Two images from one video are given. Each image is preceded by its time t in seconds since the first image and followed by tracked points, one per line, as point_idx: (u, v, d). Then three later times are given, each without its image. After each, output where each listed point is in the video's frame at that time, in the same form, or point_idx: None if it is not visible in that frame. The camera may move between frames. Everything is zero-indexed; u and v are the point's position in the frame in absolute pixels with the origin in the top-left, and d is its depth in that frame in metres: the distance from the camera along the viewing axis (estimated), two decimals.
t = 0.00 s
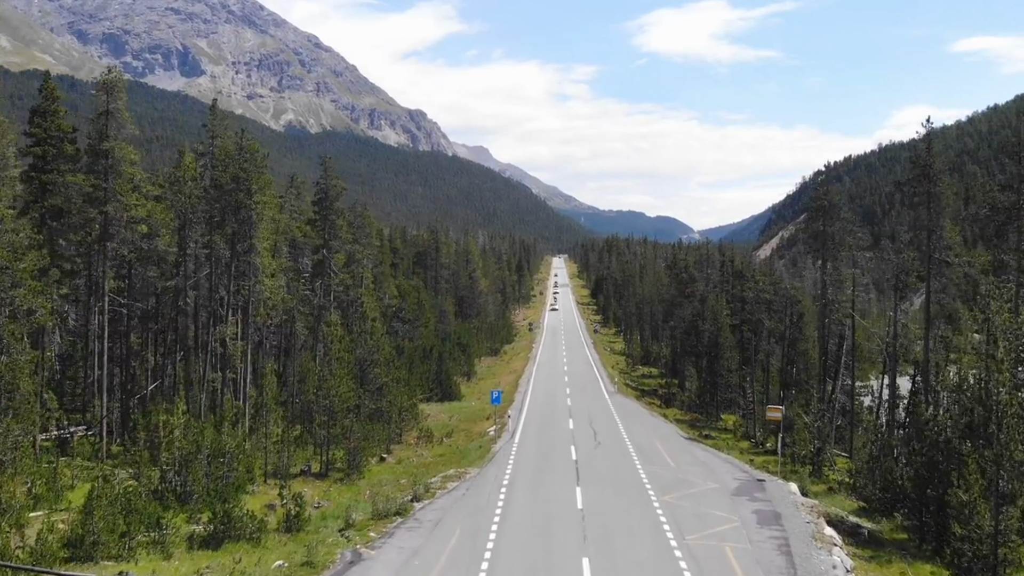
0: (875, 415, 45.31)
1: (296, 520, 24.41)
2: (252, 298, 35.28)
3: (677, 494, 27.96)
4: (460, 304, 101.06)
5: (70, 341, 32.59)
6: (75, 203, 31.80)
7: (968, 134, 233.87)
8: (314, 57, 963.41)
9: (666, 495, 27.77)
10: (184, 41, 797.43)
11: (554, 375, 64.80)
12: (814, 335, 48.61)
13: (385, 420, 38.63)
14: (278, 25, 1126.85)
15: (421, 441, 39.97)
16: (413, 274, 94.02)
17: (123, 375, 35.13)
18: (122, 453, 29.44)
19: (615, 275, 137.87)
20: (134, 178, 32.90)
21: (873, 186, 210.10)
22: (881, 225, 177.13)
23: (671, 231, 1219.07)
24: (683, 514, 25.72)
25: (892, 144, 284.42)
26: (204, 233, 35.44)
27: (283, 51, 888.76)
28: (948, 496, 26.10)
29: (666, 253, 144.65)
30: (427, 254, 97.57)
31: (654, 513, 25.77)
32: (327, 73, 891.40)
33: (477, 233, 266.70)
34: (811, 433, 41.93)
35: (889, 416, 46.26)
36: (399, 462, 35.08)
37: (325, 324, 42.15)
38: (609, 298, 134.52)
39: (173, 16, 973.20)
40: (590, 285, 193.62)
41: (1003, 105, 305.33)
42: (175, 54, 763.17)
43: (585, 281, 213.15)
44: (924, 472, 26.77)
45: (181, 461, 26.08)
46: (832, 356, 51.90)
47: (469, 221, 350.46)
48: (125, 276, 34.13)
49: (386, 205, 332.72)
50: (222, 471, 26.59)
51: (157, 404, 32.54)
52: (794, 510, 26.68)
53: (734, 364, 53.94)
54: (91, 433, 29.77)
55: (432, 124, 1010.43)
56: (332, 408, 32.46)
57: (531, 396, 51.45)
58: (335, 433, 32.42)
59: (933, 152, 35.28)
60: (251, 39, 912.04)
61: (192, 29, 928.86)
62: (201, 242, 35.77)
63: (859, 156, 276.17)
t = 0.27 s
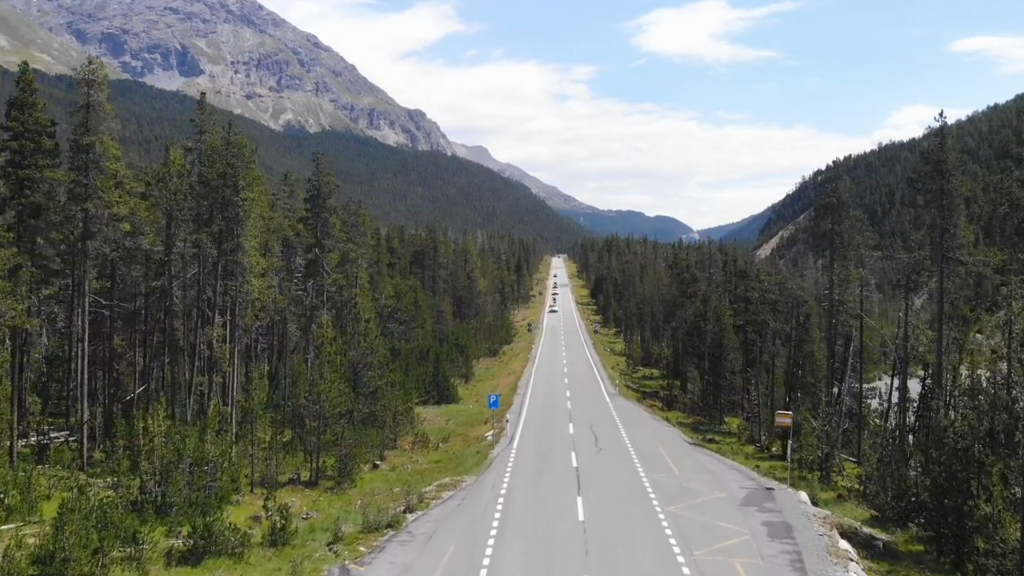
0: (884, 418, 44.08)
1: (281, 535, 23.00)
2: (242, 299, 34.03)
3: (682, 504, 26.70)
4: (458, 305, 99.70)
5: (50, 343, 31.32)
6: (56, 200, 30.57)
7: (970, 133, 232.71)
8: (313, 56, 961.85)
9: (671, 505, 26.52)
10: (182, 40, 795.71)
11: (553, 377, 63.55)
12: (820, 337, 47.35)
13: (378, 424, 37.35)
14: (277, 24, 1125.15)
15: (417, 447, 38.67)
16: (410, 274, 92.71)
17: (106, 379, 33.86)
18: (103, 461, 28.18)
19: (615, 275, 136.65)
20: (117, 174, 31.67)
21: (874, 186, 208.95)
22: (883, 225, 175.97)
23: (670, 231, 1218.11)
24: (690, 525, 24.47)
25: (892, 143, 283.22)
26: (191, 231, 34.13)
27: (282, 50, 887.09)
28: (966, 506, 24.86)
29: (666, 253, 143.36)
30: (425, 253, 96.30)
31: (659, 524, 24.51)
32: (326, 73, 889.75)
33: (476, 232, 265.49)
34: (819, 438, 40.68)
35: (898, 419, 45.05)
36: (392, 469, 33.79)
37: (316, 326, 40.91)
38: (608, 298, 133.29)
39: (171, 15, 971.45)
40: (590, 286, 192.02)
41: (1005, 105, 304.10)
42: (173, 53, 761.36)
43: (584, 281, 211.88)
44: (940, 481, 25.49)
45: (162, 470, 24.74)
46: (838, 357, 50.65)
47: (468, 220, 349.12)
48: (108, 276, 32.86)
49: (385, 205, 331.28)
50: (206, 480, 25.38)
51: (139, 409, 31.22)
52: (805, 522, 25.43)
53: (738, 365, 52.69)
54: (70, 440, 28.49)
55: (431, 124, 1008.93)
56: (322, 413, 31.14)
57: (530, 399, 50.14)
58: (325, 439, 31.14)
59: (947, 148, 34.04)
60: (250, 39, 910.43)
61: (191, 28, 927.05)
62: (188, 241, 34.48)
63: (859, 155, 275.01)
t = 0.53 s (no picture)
0: (894, 423, 42.76)
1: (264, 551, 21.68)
2: (229, 300, 32.74)
3: (688, 515, 25.45)
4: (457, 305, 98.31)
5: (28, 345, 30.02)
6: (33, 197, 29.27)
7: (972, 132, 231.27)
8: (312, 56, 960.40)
9: (676, 517, 25.28)
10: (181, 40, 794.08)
11: (553, 378, 62.29)
12: (828, 338, 46.03)
13: (372, 430, 36.02)
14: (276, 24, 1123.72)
15: (411, 453, 37.35)
16: (408, 274, 91.47)
17: (88, 383, 32.53)
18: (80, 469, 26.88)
19: (616, 275, 135.30)
20: (98, 169, 30.39)
21: (876, 185, 207.59)
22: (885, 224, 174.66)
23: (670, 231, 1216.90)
24: (696, 538, 23.22)
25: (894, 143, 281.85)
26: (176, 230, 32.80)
27: (281, 50, 885.68)
28: (988, 518, 23.52)
29: (667, 253, 141.94)
30: (423, 253, 95.07)
31: (664, 537, 23.26)
32: (325, 72, 888.36)
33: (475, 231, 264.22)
34: (826, 443, 39.38)
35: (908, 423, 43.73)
36: (385, 477, 32.48)
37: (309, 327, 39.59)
38: (609, 299, 131.95)
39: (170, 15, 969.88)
40: (589, 286, 190.61)
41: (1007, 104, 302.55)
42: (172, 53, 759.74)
43: (584, 281, 210.49)
44: (961, 492, 24.15)
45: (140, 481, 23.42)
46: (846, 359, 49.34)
47: (467, 220, 347.89)
48: (90, 276, 31.56)
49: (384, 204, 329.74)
50: (187, 491, 24.10)
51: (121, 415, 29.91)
52: (818, 534, 24.17)
53: (742, 367, 51.42)
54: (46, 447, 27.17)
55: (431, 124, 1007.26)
56: (311, 419, 29.83)
57: (529, 402, 48.82)
58: (315, 446, 29.83)
59: (963, 143, 32.73)
60: (249, 38, 908.90)
61: (190, 28, 925.48)
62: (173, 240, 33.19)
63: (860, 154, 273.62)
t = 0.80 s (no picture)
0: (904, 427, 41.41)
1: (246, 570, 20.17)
2: (216, 300, 31.43)
3: (696, 528, 24.13)
4: (455, 305, 96.94)
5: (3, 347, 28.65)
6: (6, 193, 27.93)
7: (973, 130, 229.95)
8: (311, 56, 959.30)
9: (683, 530, 23.97)
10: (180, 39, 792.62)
11: (553, 380, 61.02)
12: (835, 340, 44.73)
13: (364, 435, 34.70)
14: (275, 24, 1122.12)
15: (405, 459, 36.01)
16: (405, 274, 90.20)
17: (68, 387, 31.16)
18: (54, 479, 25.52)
19: (616, 276, 134.16)
20: (78, 163, 29.02)
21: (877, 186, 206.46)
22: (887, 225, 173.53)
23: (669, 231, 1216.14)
24: (705, 553, 21.91)
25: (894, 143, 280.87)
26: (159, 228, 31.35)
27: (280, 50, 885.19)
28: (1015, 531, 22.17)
29: (668, 253, 140.90)
30: (420, 253, 93.80)
31: (671, 552, 21.97)
32: (324, 72, 886.77)
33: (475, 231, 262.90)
34: (835, 448, 38.04)
35: (919, 427, 42.42)
36: (378, 485, 31.09)
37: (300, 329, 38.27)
38: (609, 299, 130.79)
39: (169, 14, 968.21)
40: (590, 286, 189.30)
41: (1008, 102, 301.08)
42: (171, 52, 758.68)
43: (583, 282, 209.31)
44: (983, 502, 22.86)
45: (114, 494, 22.14)
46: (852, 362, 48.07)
47: (466, 220, 346.55)
48: (70, 277, 30.29)
49: (382, 204, 328.25)
50: (165, 502, 22.83)
51: (100, 422, 28.53)
52: (833, 549, 22.86)
53: (747, 370, 50.13)
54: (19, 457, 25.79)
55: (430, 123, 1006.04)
56: (299, 425, 28.50)
57: (528, 406, 47.43)
58: (304, 454, 28.47)
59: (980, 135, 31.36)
60: (248, 38, 908.23)
61: (189, 28, 923.88)
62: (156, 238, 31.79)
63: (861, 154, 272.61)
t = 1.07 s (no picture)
0: (915, 432, 40.09)
1: None
2: (200, 301, 30.08)
3: (703, 542, 22.77)
4: (453, 306, 95.67)
5: None
6: None
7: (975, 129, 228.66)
8: (310, 55, 958.10)
9: (689, 544, 22.61)
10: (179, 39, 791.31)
11: (552, 382, 59.71)
12: (843, 342, 43.42)
13: (356, 442, 33.31)
14: (274, 23, 1120.59)
15: (399, 466, 34.67)
16: (403, 274, 88.88)
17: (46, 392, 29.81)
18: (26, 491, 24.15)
19: (616, 276, 133.09)
20: (55, 158, 27.66)
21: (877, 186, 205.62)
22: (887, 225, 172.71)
23: (669, 231, 1215.34)
24: (714, 570, 20.56)
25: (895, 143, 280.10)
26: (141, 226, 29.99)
27: (279, 50, 884.09)
28: None
29: (668, 254, 139.89)
30: (418, 253, 92.49)
31: (678, 568, 20.60)
32: (323, 72, 885.11)
33: (474, 231, 261.55)
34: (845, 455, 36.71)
35: (931, 432, 41.07)
36: (369, 495, 29.72)
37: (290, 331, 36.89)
38: (609, 300, 129.68)
39: (168, 14, 966.57)
40: (590, 286, 187.96)
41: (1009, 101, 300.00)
42: (170, 52, 757.43)
43: (583, 282, 208.22)
44: (1008, 515, 21.55)
45: (85, 508, 20.76)
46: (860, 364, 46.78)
47: (465, 220, 345.23)
48: (47, 277, 28.96)
49: (381, 204, 327.05)
50: (140, 517, 21.49)
51: (77, 429, 27.19)
52: (850, 565, 21.51)
53: (752, 372, 48.81)
54: None
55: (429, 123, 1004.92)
56: (286, 433, 27.14)
57: (526, 410, 46.10)
58: (291, 463, 27.10)
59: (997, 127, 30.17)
60: (247, 38, 907.14)
61: (187, 27, 922.25)
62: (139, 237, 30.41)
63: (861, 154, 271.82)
